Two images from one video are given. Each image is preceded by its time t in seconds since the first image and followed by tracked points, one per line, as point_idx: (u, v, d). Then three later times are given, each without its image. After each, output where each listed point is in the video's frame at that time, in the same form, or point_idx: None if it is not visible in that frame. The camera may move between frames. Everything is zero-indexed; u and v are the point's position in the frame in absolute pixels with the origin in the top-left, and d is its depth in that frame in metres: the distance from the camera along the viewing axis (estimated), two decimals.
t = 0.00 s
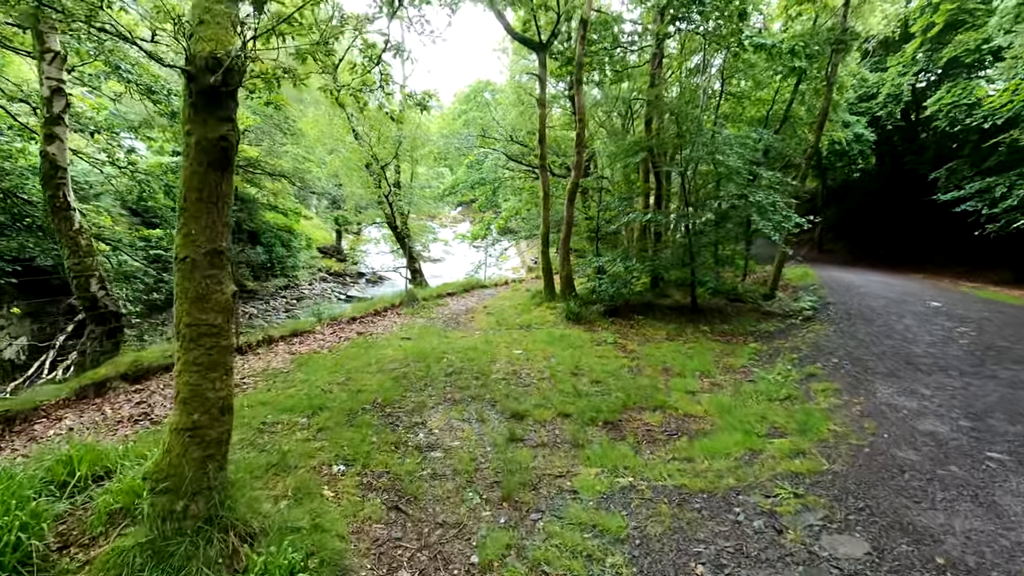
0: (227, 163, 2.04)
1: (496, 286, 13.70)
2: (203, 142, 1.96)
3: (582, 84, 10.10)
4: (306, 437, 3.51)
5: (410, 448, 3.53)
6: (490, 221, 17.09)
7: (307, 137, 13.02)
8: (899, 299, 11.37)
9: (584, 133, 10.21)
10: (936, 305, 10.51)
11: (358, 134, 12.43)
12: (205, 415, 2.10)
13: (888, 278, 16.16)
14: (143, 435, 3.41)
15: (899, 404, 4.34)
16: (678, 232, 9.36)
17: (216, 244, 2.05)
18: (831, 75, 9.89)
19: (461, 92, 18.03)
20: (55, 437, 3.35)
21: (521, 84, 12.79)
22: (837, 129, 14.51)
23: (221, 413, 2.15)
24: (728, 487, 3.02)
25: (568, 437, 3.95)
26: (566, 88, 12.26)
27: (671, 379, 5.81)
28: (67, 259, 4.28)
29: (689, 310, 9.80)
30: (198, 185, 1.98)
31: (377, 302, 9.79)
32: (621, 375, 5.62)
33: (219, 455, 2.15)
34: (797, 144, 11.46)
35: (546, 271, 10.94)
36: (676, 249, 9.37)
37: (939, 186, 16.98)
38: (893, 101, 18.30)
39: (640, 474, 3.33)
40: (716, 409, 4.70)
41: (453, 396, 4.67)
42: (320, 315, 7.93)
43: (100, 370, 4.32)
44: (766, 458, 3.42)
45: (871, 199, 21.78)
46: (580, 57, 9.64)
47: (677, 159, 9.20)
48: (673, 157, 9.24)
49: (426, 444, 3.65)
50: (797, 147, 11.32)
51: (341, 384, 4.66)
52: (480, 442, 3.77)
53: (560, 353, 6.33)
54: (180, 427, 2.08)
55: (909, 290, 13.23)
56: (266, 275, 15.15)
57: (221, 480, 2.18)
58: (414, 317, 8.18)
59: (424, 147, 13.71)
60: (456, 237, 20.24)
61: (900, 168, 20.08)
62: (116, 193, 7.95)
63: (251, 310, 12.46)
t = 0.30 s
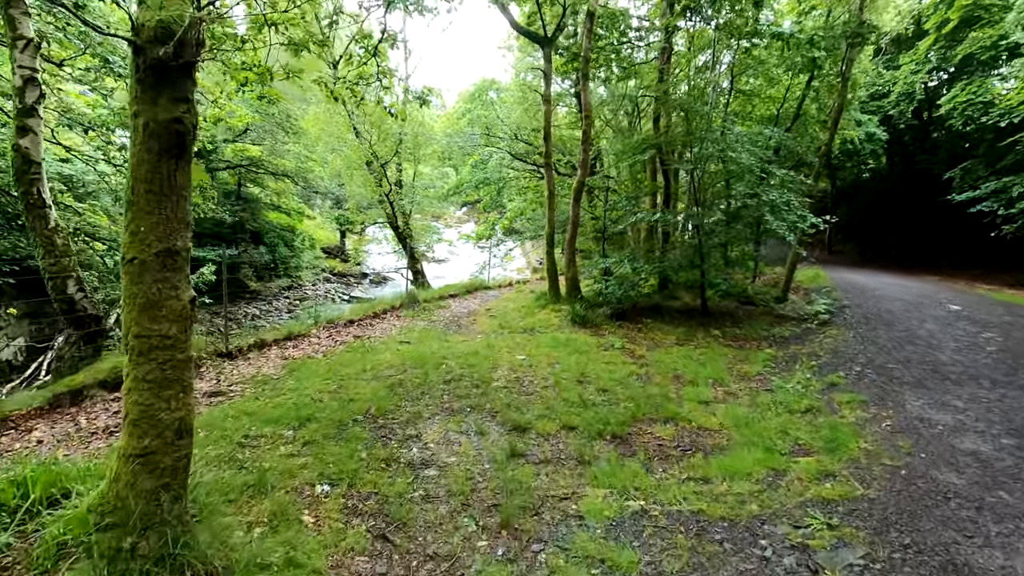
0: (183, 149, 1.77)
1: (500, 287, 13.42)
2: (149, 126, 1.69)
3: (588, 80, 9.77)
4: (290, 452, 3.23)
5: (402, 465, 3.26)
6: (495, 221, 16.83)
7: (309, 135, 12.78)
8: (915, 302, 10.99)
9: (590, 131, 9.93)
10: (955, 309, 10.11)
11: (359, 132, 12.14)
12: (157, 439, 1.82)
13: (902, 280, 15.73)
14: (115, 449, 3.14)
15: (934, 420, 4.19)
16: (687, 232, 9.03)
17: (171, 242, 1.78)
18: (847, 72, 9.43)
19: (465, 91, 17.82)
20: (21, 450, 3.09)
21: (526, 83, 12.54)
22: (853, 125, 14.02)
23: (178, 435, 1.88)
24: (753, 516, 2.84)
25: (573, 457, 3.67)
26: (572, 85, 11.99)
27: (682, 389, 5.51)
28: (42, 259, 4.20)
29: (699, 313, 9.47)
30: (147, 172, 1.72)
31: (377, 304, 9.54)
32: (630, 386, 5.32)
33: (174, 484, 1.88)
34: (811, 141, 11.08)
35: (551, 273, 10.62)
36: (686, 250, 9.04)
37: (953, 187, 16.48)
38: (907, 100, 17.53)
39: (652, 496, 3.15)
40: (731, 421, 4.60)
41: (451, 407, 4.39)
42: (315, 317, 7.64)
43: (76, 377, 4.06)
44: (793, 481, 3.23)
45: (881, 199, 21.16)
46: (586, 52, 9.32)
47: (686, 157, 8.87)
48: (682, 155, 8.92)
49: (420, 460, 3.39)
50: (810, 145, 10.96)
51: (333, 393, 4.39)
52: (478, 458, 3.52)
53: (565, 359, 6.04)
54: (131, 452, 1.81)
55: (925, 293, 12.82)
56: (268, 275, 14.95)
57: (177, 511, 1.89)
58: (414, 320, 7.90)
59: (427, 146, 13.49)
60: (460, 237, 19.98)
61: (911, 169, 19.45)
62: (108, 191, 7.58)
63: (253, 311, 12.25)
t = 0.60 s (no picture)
0: (150, 128, 1.54)
1: (518, 287, 13.16)
2: (109, 101, 1.47)
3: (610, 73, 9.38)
4: (289, 465, 3.01)
5: (409, 480, 3.02)
6: (512, 221, 16.57)
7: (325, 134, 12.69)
8: (956, 304, 10.32)
9: (610, 126, 9.61)
10: (1002, 312, 9.45)
11: (374, 130, 11.95)
12: (121, 462, 1.61)
13: (938, 280, 14.96)
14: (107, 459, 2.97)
15: (998, 436, 3.90)
16: (713, 231, 8.62)
17: (135, 236, 1.55)
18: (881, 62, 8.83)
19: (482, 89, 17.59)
20: (12, 460, 2.94)
21: (544, 80, 12.28)
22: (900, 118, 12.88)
23: (148, 457, 1.66)
24: (801, 548, 2.59)
25: (595, 473, 3.39)
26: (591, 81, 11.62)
27: (712, 397, 5.14)
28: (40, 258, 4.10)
29: (725, 315, 9.05)
30: (103, 153, 1.49)
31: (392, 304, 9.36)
32: (655, 394, 4.99)
33: (141, 514, 1.67)
34: (844, 134, 10.52)
35: (569, 273, 10.29)
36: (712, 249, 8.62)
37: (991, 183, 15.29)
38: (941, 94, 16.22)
39: (685, 520, 2.89)
40: (767, 434, 4.26)
41: (464, 415, 4.13)
42: (330, 318, 7.50)
43: (74, 381, 3.90)
44: (844, 506, 3.00)
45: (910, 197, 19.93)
46: (606, 44, 8.99)
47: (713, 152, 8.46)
48: (708, 150, 8.50)
49: (429, 475, 3.14)
50: (845, 139, 10.40)
51: (340, 398, 4.16)
52: (492, 473, 3.26)
53: (585, 364, 5.73)
54: (88, 475, 1.60)
55: (965, 294, 12.10)
56: (287, 275, 14.95)
57: (145, 543, 1.70)
58: (428, 321, 7.69)
59: (444, 145, 13.31)
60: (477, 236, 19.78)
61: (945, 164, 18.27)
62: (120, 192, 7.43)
63: (271, 310, 12.24)
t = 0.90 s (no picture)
0: (116, 96, 1.37)
1: (543, 289, 12.80)
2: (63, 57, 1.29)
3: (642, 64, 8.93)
4: (295, 479, 2.78)
5: (425, 500, 2.75)
6: (537, 222, 16.22)
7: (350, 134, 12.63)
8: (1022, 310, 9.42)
9: (642, 119, 9.19)
10: None
11: (398, 127, 11.79)
12: (84, 490, 1.43)
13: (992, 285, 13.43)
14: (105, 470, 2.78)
15: None
16: (753, 229, 8.07)
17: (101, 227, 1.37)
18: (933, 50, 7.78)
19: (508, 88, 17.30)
20: (11, 468, 2.81)
21: (571, 77, 11.91)
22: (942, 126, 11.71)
23: (116, 482, 1.47)
24: None
25: (634, 496, 3.03)
26: (621, 75, 11.17)
27: (756, 409, 4.68)
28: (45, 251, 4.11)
29: (765, 319, 8.47)
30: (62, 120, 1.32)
31: (415, 304, 9.16)
32: (695, 405, 4.57)
33: (107, 551, 1.46)
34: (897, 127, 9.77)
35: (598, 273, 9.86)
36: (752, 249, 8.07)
37: None
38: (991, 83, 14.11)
39: (741, 557, 2.50)
40: (824, 453, 3.80)
41: (488, 425, 3.83)
42: (351, 318, 7.33)
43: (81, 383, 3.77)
44: (928, 545, 2.59)
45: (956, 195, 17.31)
46: (638, 33, 8.50)
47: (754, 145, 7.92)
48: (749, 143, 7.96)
49: (448, 494, 2.85)
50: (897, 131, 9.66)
51: (357, 405, 3.93)
52: (518, 493, 2.95)
53: (616, 370, 5.35)
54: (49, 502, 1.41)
55: None
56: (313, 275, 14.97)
57: None
58: (451, 323, 7.43)
59: (468, 143, 13.08)
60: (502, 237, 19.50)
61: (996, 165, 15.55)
62: (147, 190, 7.40)
63: (297, 310, 12.21)
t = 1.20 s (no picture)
0: (49, 44, 1.05)
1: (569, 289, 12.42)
2: None
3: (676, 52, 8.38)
4: (300, 497, 2.52)
5: (443, 524, 2.46)
6: (563, 221, 15.82)
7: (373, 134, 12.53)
8: None
9: (676, 110, 8.58)
10: None
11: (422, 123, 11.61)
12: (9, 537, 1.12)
13: None
14: (100, 482, 2.61)
15: None
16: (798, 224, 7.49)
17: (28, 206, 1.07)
18: (1003, 26, 6.95)
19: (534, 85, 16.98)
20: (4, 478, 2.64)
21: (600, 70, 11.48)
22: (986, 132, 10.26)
23: (58, 525, 1.18)
24: None
25: (678, 524, 2.66)
26: (653, 66, 10.65)
27: (809, 422, 4.21)
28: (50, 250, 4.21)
29: (810, 321, 7.87)
30: None
31: (438, 304, 8.94)
32: (740, 417, 4.14)
33: None
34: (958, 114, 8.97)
35: (627, 273, 9.42)
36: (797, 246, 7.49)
37: None
38: None
39: None
40: (895, 476, 3.33)
41: (513, 436, 3.52)
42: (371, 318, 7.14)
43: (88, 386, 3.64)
44: None
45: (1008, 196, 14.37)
46: (672, 19, 7.98)
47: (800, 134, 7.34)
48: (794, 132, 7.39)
49: (469, 517, 2.55)
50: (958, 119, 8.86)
51: (373, 412, 3.68)
52: (547, 517, 2.62)
53: (650, 377, 4.94)
54: None
55: None
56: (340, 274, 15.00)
57: None
58: (474, 324, 7.14)
59: (493, 140, 12.82)
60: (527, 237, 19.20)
61: None
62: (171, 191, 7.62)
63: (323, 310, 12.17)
